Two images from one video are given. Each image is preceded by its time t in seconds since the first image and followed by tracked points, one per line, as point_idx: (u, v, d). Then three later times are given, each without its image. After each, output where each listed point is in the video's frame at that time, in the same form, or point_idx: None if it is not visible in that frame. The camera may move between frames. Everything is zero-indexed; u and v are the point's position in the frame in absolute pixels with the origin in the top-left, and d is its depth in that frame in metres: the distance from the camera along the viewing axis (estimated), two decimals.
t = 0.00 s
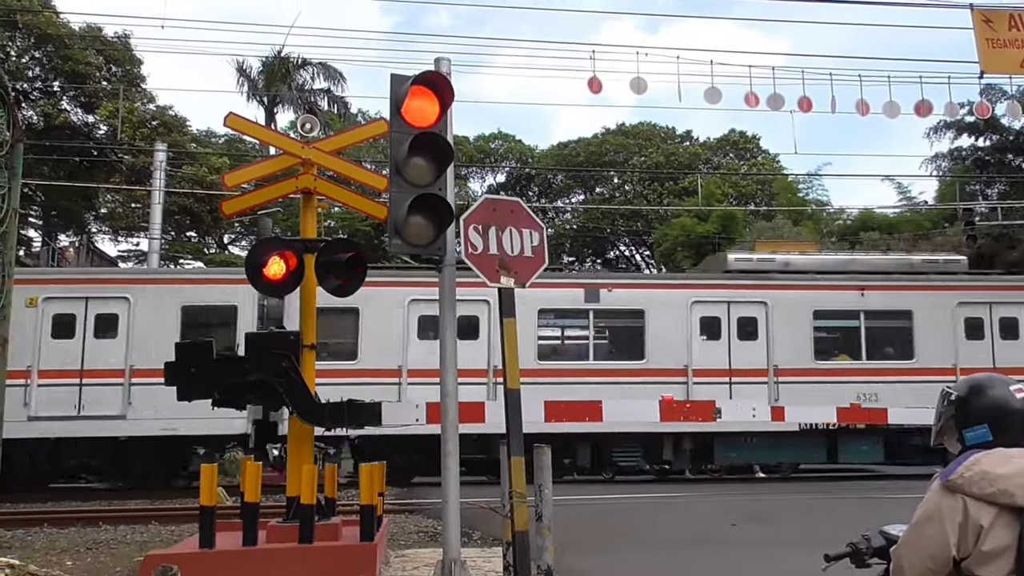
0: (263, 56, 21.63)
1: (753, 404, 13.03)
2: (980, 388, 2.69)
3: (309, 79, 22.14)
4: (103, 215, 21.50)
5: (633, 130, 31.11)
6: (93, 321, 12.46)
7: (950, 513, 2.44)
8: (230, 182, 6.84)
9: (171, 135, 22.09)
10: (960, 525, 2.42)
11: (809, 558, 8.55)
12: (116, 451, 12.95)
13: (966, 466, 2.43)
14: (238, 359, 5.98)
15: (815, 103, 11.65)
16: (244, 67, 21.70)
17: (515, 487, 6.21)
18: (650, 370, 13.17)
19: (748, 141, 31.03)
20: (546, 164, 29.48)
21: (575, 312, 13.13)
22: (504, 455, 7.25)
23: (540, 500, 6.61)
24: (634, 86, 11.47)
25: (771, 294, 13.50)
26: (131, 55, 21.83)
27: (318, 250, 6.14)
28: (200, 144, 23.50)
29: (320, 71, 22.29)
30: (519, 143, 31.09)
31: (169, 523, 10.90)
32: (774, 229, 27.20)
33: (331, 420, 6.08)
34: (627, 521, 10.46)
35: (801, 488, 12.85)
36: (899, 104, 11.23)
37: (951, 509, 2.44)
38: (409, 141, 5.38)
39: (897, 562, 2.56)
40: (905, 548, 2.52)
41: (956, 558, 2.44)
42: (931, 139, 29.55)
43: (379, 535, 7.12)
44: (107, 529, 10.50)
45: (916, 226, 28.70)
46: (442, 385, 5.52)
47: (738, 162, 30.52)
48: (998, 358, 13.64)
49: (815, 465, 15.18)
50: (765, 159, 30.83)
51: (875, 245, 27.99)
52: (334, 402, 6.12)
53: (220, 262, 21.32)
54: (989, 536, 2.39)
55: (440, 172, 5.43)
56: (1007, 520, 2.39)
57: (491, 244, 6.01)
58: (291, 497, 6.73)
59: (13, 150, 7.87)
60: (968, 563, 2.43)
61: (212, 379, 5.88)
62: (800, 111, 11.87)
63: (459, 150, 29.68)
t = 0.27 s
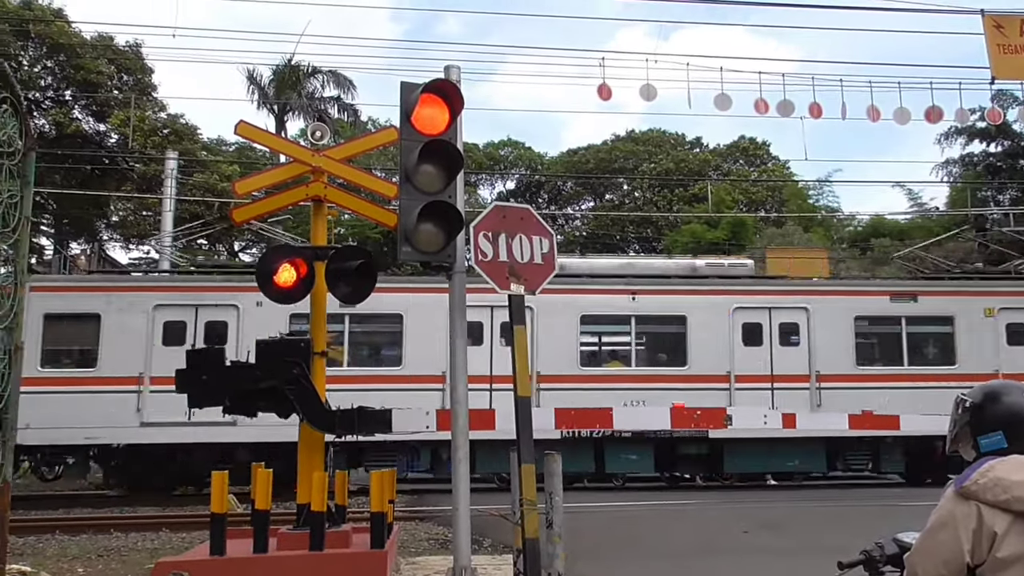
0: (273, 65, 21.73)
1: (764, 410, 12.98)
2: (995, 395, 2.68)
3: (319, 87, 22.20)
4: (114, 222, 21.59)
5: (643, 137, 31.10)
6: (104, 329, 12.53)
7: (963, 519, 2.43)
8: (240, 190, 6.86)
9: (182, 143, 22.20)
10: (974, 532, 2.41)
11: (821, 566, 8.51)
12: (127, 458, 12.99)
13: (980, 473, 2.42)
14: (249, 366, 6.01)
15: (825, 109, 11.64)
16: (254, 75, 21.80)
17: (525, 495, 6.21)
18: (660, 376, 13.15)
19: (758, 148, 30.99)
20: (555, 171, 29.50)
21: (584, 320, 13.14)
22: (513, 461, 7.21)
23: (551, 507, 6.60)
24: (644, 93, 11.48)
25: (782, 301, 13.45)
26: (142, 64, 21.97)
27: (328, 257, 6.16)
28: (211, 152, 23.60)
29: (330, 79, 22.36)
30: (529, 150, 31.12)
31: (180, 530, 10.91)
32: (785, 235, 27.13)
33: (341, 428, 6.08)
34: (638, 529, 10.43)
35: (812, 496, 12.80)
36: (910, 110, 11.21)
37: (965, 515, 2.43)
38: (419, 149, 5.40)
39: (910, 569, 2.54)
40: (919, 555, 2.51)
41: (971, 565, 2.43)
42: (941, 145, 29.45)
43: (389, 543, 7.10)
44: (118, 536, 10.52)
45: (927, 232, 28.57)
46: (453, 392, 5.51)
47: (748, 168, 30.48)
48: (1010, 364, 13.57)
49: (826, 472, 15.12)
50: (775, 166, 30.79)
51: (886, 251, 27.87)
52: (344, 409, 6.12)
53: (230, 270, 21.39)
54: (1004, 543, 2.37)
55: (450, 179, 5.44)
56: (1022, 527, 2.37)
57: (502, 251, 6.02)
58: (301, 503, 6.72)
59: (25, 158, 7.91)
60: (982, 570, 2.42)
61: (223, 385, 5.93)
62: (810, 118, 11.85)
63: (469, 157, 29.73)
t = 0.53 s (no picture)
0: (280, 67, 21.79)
1: (770, 412, 12.97)
2: (1005, 396, 2.66)
3: (326, 89, 22.23)
4: (121, 225, 21.67)
5: (649, 138, 31.08)
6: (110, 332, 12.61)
7: (970, 521, 2.41)
8: (247, 193, 6.89)
9: (189, 145, 22.28)
10: (980, 534, 2.40)
11: (828, 568, 8.48)
12: (133, 460, 13.02)
13: (986, 475, 2.41)
14: (256, 368, 6.03)
15: (831, 110, 11.60)
16: (261, 77, 21.85)
17: (532, 497, 6.20)
18: (667, 378, 13.10)
19: (764, 149, 30.93)
20: (561, 173, 29.50)
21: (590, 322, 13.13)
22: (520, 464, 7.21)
23: (557, 509, 6.58)
24: (650, 94, 11.47)
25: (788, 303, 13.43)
26: (149, 67, 22.05)
27: (335, 259, 6.16)
28: (217, 154, 23.66)
29: (336, 81, 22.40)
30: (535, 152, 31.13)
31: (187, 532, 10.93)
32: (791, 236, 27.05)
33: (347, 429, 6.09)
34: (644, 531, 10.41)
35: (820, 498, 12.76)
36: (916, 110, 11.17)
37: (972, 517, 2.42)
38: (425, 151, 5.40)
39: (917, 571, 2.52)
40: (925, 557, 2.49)
41: (977, 567, 2.42)
42: (949, 145, 29.34)
43: (396, 545, 7.10)
44: (125, 538, 10.55)
45: (935, 233, 28.45)
46: (459, 393, 5.51)
47: (755, 169, 30.44)
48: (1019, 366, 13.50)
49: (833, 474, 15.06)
50: (782, 167, 30.74)
51: (894, 252, 27.78)
52: (350, 411, 6.09)
53: (237, 272, 21.43)
54: (1010, 545, 2.36)
55: (456, 181, 5.44)
56: None
57: (508, 253, 6.01)
58: (308, 505, 6.74)
59: (33, 161, 7.95)
60: (989, 572, 2.41)
61: (229, 387, 5.94)
62: (816, 118, 11.82)
63: (475, 159, 29.76)
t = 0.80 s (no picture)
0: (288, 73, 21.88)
1: (779, 417, 12.81)
2: (1014, 401, 2.65)
3: (333, 95, 22.28)
4: (130, 231, 21.75)
5: (656, 143, 31.07)
6: (119, 338, 12.73)
7: (982, 528, 2.40)
8: (255, 198, 6.90)
9: (197, 151, 22.36)
10: (992, 541, 2.38)
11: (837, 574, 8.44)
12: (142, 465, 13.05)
13: (997, 481, 2.39)
14: (263, 373, 6.03)
15: (839, 114, 11.58)
16: (269, 83, 21.92)
17: (539, 502, 6.18)
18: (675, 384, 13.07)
19: (772, 153, 30.89)
20: (568, 177, 29.50)
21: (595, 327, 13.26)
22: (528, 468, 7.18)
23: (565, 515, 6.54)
24: (657, 99, 11.47)
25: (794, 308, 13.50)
26: (158, 73, 22.16)
27: (343, 264, 6.17)
28: (225, 160, 23.73)
29: (344, 87, 22.45)
30: (542, 157, 31.15)
31: (195, 536, 10.94)
32: (800, 240, 26.99)
33: (355, 434, 6.10)
34: (652, 536, 10.38)
35: (829, 504, 12.71)
36: (924, 114, 11.14)
37: (983, 524, 2.40)
38: (432, 156, 5.41)
39: None
40: (936, 564, 2.47)
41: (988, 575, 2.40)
42: (957, 149, 29.26)
43: (403, 551, 7.09)
44: (133, 543, 10.56)
45: (943, 237, 28.35)
46: (466, 398, 5.50)
47: (762, 174, 30.39)
48: None
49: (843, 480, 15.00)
50: (790, 171, 30.68)
51: (902, 256, 27.70)
52: (358, 416, 6.10)
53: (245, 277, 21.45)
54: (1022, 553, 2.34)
55: (463, 187, 5.44)
56: None
57: (515, 257, 6.00)
58: (315, 510, 6.74)
59: (42, 167, 7.99)
60: None
61: (237, 392, 5.94)
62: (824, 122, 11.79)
63: (482, 164, 29.78)
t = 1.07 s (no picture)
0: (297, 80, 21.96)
1: (789, 424, 12.86)
2: None
3: (343, 101, 22.35)
4: (140, 237, 21.83)
5: (666, 149, 31.05)
6: (130, 344, 12.72)
7: (999, 536, 2.45)
8: (265, 205, 6.93)
9: (207, 158, 22.43)
10: (1009, 549, 2.44)
11: None
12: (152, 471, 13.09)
13: (1014, 490, 2.44)
14: (273, 379, 6.04)
15: (849, 120, 11.56)
16: (279, 90, 21.99)
17: (549, 508, 6.18)
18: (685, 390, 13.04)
19: (781, 159, 30.84)
20: (577, 184, 29.50)
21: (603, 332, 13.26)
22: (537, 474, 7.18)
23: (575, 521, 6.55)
24: (667, 105, 11.47)
25: (802, 313, 13.47)
26: (169, 80, 22.24)
27: (352, 270, 6.18)
28: (235, 166, 23.81)
29: (353, 94, 22.51)
30: (551, 163, 31.16)
31: (205, 542, 10.96)
32: (810, 246, 26.92)
33: (365, 440, 6.09)
34: (662, 543, 10.36)
35: (840, 510, 12.66)
36: (935, 120, 11.12)
37: (1000, 532, 2.46)
38: (441, 162, 5.41)
39: None
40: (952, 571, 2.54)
41: None
42: (969, 155, 29.15)
43: (413, 557, 7.09)
44: (144, 549, 10.58)
45: (954, 243, 28.23)
46: (476, 404, 5.50)
47: (772, 179, 30.35)
48: None
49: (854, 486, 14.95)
50: (799, 177, 30.61)
51: (913, 262, 27.60)
52: (368, 422, 6.12)
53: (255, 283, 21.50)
54: None
55: (473, 193, 5.44)
56: None
57: (525, 264, 6.01)
58: (325, 516, 6.74)
59: (54, 174, 8.03)
60: None
61: (247, 398, 5.95)
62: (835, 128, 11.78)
63: (491, 170, 29.82)
